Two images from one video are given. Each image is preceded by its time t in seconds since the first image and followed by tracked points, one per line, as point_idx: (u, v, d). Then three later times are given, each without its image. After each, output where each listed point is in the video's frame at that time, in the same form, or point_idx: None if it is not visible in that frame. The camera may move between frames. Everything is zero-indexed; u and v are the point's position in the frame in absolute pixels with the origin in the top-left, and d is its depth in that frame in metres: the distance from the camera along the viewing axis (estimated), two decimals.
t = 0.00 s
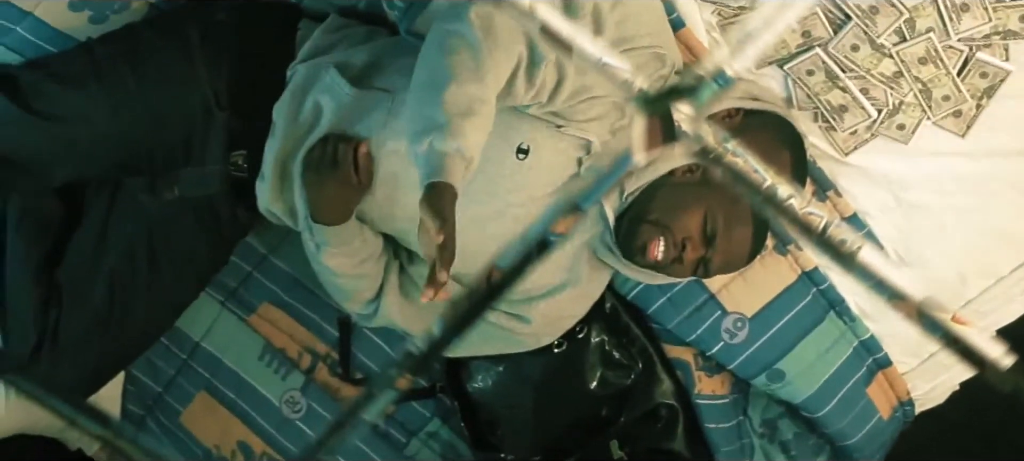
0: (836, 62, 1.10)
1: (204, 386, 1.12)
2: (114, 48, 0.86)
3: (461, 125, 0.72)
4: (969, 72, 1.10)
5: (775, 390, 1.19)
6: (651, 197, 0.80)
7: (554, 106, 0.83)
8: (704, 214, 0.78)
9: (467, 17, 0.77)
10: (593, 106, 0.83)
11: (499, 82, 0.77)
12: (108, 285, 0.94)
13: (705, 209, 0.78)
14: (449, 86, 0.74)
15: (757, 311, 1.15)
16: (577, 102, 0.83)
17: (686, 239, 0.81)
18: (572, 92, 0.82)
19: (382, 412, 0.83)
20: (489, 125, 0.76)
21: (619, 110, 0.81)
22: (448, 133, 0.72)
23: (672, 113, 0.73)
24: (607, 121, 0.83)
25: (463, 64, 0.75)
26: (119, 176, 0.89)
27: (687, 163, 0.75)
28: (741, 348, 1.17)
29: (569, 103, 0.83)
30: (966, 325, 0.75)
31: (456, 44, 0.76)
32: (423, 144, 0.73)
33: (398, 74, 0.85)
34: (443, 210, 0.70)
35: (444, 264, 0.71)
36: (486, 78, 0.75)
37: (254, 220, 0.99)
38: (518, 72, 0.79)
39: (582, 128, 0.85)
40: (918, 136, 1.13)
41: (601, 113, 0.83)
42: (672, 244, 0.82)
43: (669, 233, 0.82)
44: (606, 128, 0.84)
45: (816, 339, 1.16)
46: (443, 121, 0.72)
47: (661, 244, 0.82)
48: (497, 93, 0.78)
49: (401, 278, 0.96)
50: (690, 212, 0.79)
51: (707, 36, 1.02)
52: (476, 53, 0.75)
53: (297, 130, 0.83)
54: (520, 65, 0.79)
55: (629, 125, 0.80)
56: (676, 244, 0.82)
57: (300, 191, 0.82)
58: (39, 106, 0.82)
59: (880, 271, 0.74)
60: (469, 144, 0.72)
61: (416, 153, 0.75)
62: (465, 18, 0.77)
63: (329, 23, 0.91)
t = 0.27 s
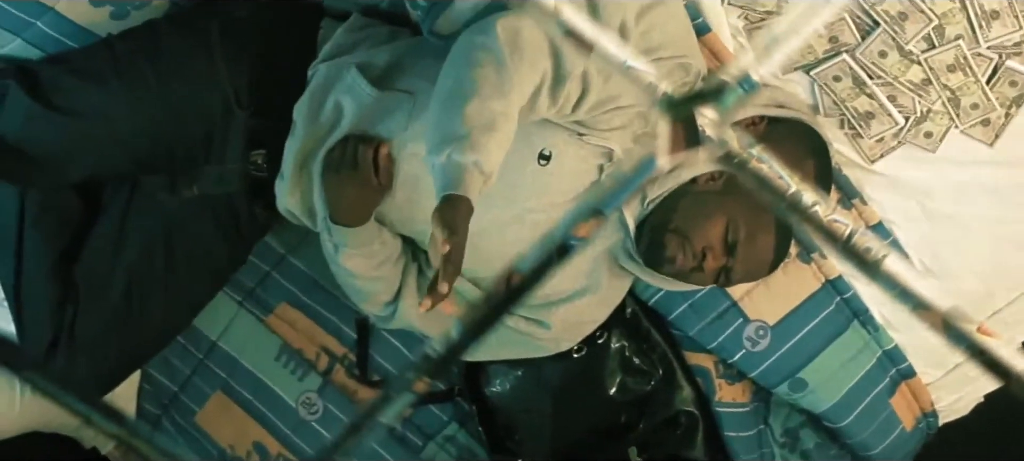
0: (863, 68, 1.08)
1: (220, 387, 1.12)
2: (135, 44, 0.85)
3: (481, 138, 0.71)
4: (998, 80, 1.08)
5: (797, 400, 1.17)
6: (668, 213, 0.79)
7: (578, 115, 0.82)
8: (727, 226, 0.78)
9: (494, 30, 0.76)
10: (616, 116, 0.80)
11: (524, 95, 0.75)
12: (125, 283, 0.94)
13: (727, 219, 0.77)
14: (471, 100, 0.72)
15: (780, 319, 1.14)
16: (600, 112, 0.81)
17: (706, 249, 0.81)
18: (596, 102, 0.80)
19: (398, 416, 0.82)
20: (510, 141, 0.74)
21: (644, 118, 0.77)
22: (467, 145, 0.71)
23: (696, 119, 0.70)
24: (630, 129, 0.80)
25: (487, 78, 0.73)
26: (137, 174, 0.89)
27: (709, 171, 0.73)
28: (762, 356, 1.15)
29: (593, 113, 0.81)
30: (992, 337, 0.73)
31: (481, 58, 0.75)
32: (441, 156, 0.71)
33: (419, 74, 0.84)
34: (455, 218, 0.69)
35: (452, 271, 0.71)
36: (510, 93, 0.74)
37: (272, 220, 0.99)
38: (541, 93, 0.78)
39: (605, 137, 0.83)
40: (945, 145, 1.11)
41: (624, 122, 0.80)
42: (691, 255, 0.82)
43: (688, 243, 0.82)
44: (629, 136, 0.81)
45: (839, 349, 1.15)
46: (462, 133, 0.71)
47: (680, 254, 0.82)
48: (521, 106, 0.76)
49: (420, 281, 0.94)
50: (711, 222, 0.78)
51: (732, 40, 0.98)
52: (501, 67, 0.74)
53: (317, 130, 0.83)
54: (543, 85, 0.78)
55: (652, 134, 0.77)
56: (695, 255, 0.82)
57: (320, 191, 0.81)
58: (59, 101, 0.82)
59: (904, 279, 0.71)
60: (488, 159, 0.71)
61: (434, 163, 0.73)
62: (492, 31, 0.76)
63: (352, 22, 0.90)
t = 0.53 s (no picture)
0: (883, 74, 1.06)
1: (229, 385, 1.12)
2: (149, 38, 0.84)
3: (496, 130, 0.69)
4: (1020, 87, 1.07)
5: (811, 408, 1.15)
6: (685, 204, 0.77)
7: (593, 115, 0.81)
8: (743, 221, 0.77)
9: (505, 25, 0.75)
10: (632, 116, 0.79)
11: (538, 89, 0.74)
12: (135, 281, 0.93)
13: (744, 213, 0.76)
14: (486, 91, 0.71)
15: (795, 326, 1.12)
16: (616, 112, 0.80)
17: (723, 242, 0.79)
18: (611, 101, 0.79)
19: (408, 417, 0.82)
20: (524, 134, 0.73)
21: (660, 118, 0.77)
22: (481, 136, 0.69)
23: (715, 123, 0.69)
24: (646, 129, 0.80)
25: (500, 72, 0.72)
26: (149, 169, 0.88)
27: (726, 171, 0.73)
28: (778, 364, 1.13)
29: (608, 113, 0.80)
30: (1009, 348, 0.72)
31: (493, 53, 0.73)
32: (453, 147, 0.69)
33: (435, 73, 0.83)
34: (469, 208, 0.66)
35: (461, 251, 0.67)
36: (524, 86, 0.72)
37: (285, 218, 0.99)
38: (553, 92, 0.77)
39: (620, 137, 0.81)
40: (965, 153, 1.09)
41: (640, 122, 0.79)
42: (709, 248, 0.80)
43: (705, 237, 0.80)
44: (645, 137, 0.80)
45: (855, 357, 1.13)
46: (476, 124, 0.69)
47: (698, 246, 0.81)
48: (535, 100, 0.75)
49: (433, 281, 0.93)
50: (728, 217, 0.77)
51: (752, 45, 0.98)
52: (513, 62, 0.73)
53: (332, 127, 0.82)
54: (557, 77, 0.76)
55: (668, 133, 0.77)
56: (713, 247, 0.80)
57: (334, 190, 0.81)
58: (71, 95, 0.81)
59: (920, 288, 0.70)
60: (502, 148, 0.69)
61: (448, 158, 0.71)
62: (502, 26, 0.75)
63: (369, 19, 0.89)
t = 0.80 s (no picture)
0: (903, 82, 1.05)
1: (238, 383, 1.11)
2: (163, 33, 0.84)
3: (508, 137, 0.69)
4: None
5: (824, 418, 1.13)
6: (702, 215, 0.78)
7: (607, 120, 0.80)
8: (758, 239, 0.78)
9: (517, 31, 0.74)
10: (647, 121, 0.79)
11: (550, 95, 0.73)
12: (144, 276, 0.93)
13: (759, 231, 0.77)
14: (496, 97, 0.71)
15: (810, 335, 1.11)
16: (630, 118, 0.79)
17: (736, 260, 0.80)
18: (625, 106, 0.78)
19: (417, 420, 0.81)
20: (538, 139, 0.73)
21: (676, 124, 0.75)
22: (492, 145, 0.69)
23: (730, 128, 0.66)
24: (662, 135, 0.78)
25: (511, 78, 0.72)
26: (160, 165, 0.87)
27: (745, 180, 0.72)
28: (791, 372, 1.12)
29: (622, 118, 0.80)
30: None
31: (504, 58, 0.73)
32: (465, 157, 0.69)
33: (449, 74, 0.82)
34: (480, 219, 0.67)
35: (473, 264, 0.67)
36: (535, 92, 0.72)
37: (296, 218, 1.00)
38: (566, 92, 0.76)
39: (634, 143, 0.81)
40: (985, 163, 1.07)
41: (655, 128, 0.78)
42: (722, 265, 0.81)
43: (719, 254, 0.81)
44: (660, 142, 0.79)
45: (869, 367, 1.11)
46: (486, 134, 0.69)
47: (711, 263, 0.82)
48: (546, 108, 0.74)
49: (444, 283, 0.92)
50: (744, 233, 0.78)
51: (771, 50, 0.96)
52: (524, 67, 0.72)
53: (345, 126, 0.81)
54: (567, 85, 0.76)
55: (684, 139, 0.74)
56: (726, 265, 0.81)
57: (345, 191, 0.80)
58: (83, 89, 0.81)
59: (938, 298, 0.67)
60: (514, 157, 0.69)
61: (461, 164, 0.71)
62: (515, 32, 0.74)
63: (385, 18, 0.89)
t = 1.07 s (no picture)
0: (919, 89, 1.03)
1: (243, 382, 1.11)
2: (173, 27, 0.84)
3: (524, 129, 0.68)
4: None
5: (833, 427, 1.12)
6: (714, 225, 0.77)
7: (618, 120, 0.80)
8: (769, 248, 0.76)
9: (530, 25, 0.74)
10: (660, 122, 0.77)
11: (562, 89, 0.73)
12: (150, 272, 0.93)
13: (769, 240, 0.75)
14: (509, 90, 0.70)
15: (820, 343, 1.09)
16: (642, 119, 0.79)
17: (746, 268, 0.78)
18: (636, 106, 0.77)
19: (423, 422, 0.81)
20: (552, 134, 0.71)
21: (687, 128, 0.73)
22: (508, 136, 0.67)
23: (744, 133, 0.64)
24: (675, 138, 0.77)
25: (526, 71, 0.71)
26: (168, 161, 0.87)
27: (757, 186, 0.69)
28: (801, 381, 1.11)
29: (633, 120, 0.80)
30: None
31: (517, 52, 0.72)
32: (481, 148, 0.68)
33: (461, 74, 0.82)
34: (497, 207, 0.64)
35: (487, 253, 0.65)
36: (549, 85, 0.71)
37: (303, 217, 0.99)
38: (579, 86, 0.76)
39: (646, 146, 0.80)
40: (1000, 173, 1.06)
41: (668, 129, 0.77)
42: (732, 272, 0.80)
43: (729, 261, 0.80)
44: (672, 145, 0.77)
45: (879, 377, 1.10)
46: (502, 125, 0.68)
47: (720, 270, 0.81)
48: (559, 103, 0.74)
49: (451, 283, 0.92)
50: (755, 241, 0.76)
51: (787, 54, 0.95)
52: (537, 60, 0.72)
53: (356, 125, 0.81)
54: (581, 78, 0.75)
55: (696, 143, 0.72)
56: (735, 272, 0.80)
57: (354, 189, 0.80)
58: (92, 82, 0.81)
59: (952, 309, 0.65)
60: (530, 148, 0.67)
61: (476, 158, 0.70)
62: (527, 26, 0.74)
63: (397, 16, 0.88)
